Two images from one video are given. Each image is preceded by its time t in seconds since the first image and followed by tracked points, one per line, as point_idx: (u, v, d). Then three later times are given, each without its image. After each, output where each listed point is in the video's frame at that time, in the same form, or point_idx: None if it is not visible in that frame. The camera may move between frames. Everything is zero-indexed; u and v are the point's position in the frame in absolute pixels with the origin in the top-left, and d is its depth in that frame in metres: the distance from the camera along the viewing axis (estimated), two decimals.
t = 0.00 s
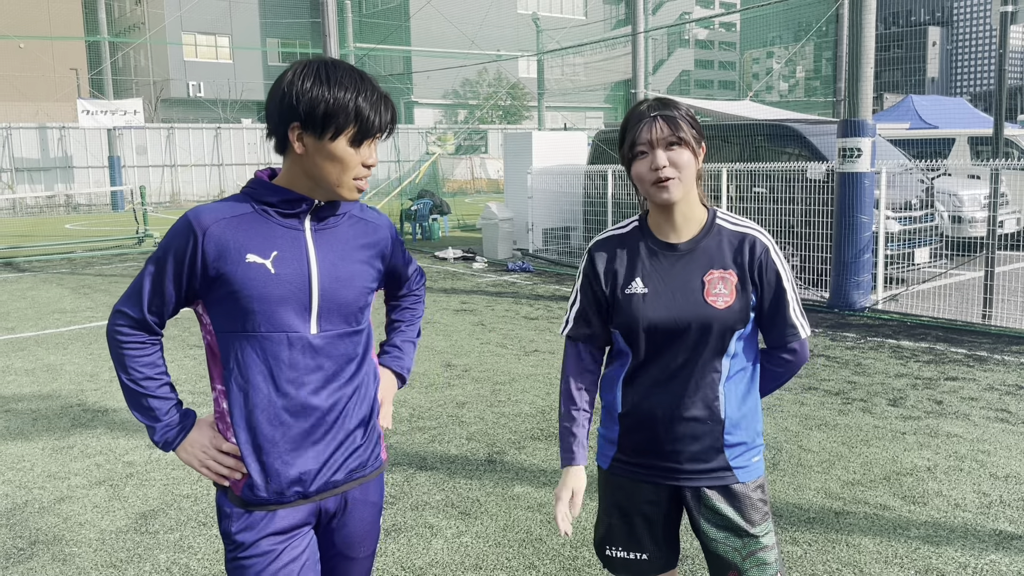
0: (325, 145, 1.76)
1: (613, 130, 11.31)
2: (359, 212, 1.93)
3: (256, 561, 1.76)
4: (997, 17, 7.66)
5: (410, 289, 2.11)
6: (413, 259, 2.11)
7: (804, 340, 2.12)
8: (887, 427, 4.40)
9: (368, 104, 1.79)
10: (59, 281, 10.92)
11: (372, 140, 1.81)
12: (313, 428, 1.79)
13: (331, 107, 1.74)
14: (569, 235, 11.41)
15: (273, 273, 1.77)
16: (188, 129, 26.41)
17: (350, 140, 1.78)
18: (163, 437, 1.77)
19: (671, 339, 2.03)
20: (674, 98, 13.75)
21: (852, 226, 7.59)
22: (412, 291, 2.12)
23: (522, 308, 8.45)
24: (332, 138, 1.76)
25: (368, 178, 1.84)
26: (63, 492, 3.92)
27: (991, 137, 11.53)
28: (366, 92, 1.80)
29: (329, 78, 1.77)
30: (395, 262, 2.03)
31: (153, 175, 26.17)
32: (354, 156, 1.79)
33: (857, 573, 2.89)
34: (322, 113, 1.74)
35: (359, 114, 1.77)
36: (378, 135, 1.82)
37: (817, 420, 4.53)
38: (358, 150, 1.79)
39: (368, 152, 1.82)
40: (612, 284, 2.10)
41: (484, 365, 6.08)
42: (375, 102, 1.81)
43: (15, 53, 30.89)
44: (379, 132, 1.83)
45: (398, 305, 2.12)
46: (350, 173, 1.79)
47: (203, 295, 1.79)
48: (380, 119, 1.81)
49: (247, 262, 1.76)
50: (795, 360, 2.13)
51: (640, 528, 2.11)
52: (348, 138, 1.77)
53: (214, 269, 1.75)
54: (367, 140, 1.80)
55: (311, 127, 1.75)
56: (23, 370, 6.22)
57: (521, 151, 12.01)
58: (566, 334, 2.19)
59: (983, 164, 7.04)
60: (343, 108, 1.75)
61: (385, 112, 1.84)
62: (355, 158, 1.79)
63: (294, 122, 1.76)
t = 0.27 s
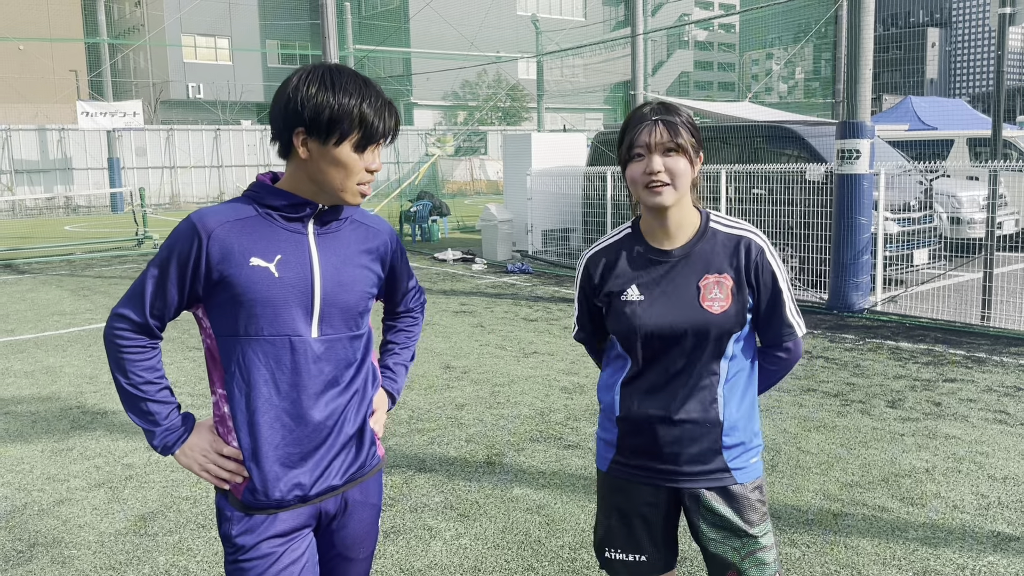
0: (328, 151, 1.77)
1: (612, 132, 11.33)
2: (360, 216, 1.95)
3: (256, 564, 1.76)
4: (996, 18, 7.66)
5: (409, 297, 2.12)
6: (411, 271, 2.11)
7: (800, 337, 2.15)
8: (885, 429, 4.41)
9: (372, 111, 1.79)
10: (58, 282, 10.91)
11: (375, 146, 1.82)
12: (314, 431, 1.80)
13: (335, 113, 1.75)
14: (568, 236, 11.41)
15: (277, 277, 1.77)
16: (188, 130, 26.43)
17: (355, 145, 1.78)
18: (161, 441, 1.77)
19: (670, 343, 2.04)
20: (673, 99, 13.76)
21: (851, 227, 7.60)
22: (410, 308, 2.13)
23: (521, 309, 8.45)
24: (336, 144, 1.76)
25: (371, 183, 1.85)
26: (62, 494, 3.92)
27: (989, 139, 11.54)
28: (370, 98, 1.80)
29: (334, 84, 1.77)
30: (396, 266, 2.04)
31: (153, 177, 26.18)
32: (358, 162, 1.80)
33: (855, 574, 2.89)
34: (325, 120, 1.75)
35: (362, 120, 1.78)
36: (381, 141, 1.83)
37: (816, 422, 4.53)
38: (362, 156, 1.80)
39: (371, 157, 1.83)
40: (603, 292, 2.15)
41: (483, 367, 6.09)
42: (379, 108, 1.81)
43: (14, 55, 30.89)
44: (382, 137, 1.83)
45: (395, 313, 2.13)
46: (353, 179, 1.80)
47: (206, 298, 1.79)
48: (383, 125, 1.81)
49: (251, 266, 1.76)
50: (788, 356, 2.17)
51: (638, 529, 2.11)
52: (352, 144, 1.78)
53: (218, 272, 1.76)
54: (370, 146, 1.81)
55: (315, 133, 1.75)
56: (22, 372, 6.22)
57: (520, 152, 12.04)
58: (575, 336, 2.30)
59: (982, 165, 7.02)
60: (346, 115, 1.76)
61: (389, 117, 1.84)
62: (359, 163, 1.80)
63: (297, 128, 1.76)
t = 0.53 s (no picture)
0: (325, 153, 1.76)
1: (611, 132, 11.35)
2: (361, 218, 1.94)
3: (255, 563, 1.76)
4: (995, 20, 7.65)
5: (412, 301, 2.10)
6: (414, 275, 2.09)
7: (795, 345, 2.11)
8: (885, 430, 4.41)
9: (370, 113, 1.78)
10: (57, 283, 10.90)
11: (373, 148, 1.81)
12: (314, 432, 1.79)
13: (332, 115, 1.74)
14: (567, 237, 11.41)
15: (277, 276, 1.77)
16: (187, 131, 26.43)
17: (351, 147, 1.77)
18: (160, 440, 1.77)
19: (668, 346, 2.04)
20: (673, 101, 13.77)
21: (850, 228, 7.60)
22: (412, 313, 2.11)
23: (521, 310, 8.45)
24: (332, 146, 1.76)
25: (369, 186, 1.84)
26: (60, 495, 3.92)
27: (989, 140, 11.56)
28: (369, 100, 1.79)
29: (333, 86, 1.77)
30: (397, 269, 2.03)
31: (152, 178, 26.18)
32: (354, 165, 1.79)
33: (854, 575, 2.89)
34: (322, 122, 1.74)
35: (359, 122, 1.77)
36: (379, 143, 1.82)
37: (815, 423, 4.53)
38: (359, 158, 1.79)
39: (369, 160, 1.82)
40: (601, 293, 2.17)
41: (482, 367, 6.09)
42: (377, 110, 1.81)
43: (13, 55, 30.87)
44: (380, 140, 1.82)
45: (396, 316, 2.11)
46: (350, 180, 1.79)
47: (207, 297, 1.79)
48: (381, 128, 1.81)
49: (251, 265, 1.76)
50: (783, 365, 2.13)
51: (631, 528, 2.11)
52: (348, 146, 1.77)
53: (218, 271, 1.76)
54: (368, 148, 1.80)
55: (312, 135, 1.75)
56: (21, 373, 6.21)
57: (519, 153, 12.08)
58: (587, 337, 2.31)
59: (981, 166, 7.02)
60: (343, 117, 1.75)
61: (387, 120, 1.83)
62: (355, 165, 1.79)
63: (295, 129, 1.76)
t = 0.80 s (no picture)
0: (321, 153, 1.75)
1: (610, 133, 11.35)
2: (361, 219, 1.94)
3: (255, 564, 1.76)
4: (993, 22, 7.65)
5: (415, 302, 2.10)
6: (416, 277, 2.09)
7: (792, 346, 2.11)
8: (883, 431, 4.40)
9: (365, 113, 1.76)
10: (54, 283, 10.88)
11: (369, 150, 1.79)
12: (315, 432, 1.79)
13: (327, 116, 1.73)
14: (566, 238, 11.40)
15: (276, 277, 1.76)
16: (184, 131, 26.40)
17: (346, 148, 1.76)
18: (160, 440, 1.77)
19: (668, 347, 2.04)
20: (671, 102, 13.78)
21: (848, 229, 7.61)
22: (414, 314, 2.11)
23: (519, 311, 8.45)
24: (326, 148, 1.74)
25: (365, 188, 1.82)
26: (58, 496, 3.91)
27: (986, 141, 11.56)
28: (365, 101, 1.77)
29: (330, 87, 1.76)
30: (398, 270, 2.02)
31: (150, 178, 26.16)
32: (349, 166, 1.77)
33: None
34: (317, 123, 1.73)
35: (355, 123, 1.75)
36: (376, 145, 1.80)
37: (813, 424, 4.53)
38: (354, 159, 1.78)
39: (365, 162, 1.80)
40: (601, 294, 2.16)
41: (480, 368, 6.08)
42: (373, 112, 1.79)
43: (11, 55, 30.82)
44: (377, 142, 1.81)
45: (398, 318, 2.10)
46: (344, 182, 1.78)
47: (207, 298, 1.79)
48: (378, 130, 1.79)
49: (250, 266, 1.75)
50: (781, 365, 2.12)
51: (631, 530, 2.10)
52: (342, 148, 1.75)
53: (218, 271, 1.75)
54: (364, 151, 1.78)
55: (308, 135, 1.74)
56: (18, 373, 6.20)
57: (518, 154, 12.09)
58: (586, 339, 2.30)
59: (979, 168, 7.02)
60: (340, 117, 1.74)
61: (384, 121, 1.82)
62: (350, 167, 1.77)
63: (292, 128, 1.75)
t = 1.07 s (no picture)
0: (318, 154, 1.75)
1: (608, 133, 11.36)
2: (361, 219, 1.94)
3: (255, 565, 1.75)
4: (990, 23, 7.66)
5: (414, 303, 2.09)
6: (416, 278, 2.08)
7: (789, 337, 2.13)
8: (881, 432, 4.41)
9: (362, 112, 1.76)
10: (52, 283, 10.86)
11: (367, 150, 1.78)
12: (314, 434, 1.78)
13: (324, 115, 1.72)
14: (564, 238, 11.39)
15: (276, 277, 1.76)
16: (183, 130, 26.38)
17: (343, 148, 1.75)
18: (159, 442, 1.76)
19: (668, 347, 2.04)
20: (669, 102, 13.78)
21: (847, 230, 7.60)
22: (413, 315, 2.10)
23: (517, 311, 8.45)
24: (323, 148, 1.74)
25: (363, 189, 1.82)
26: (55, 496, 3.90)
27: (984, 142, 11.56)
28: (362, 101, 1.77)
29: (327, 86, 1.75)
30: (398, 271, 2.02)
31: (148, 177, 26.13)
32: (346, 166, 1.76)
33: None
34: (313, 123, 1.72)
35: (352, 122, 1.74)
36: (373, 145, 1.79)
37: (811, 425, 4.53)
38: (351, 160, 1.77)
39: (363, 161, 1.79)
40: (600, 295, 2.16)
41: (479, 368, 6.08)
42: (371, 112, 1.77)
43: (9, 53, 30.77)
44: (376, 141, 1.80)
45: (398, 318, 2.10)
46: (342, 182, 1.77)
47: (206, 298, 1.78)
48: (375, 130, 1.78)
49: (250, 266, 1.75)
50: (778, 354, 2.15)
51: (636, 534, 2.09)
52: (339, 148, 1.74)
53: (218, 272, 1.75)
54: (361, 151, 1.77)
55: (305, 135, 1.73)
56: (15, 372, 6.19)
57: (516, 154, 12.10)
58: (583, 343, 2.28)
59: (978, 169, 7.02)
60: (337, 117, 1.73)
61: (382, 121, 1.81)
62: (347, 167, 1.76)
63: (289, 128, 1.75)
